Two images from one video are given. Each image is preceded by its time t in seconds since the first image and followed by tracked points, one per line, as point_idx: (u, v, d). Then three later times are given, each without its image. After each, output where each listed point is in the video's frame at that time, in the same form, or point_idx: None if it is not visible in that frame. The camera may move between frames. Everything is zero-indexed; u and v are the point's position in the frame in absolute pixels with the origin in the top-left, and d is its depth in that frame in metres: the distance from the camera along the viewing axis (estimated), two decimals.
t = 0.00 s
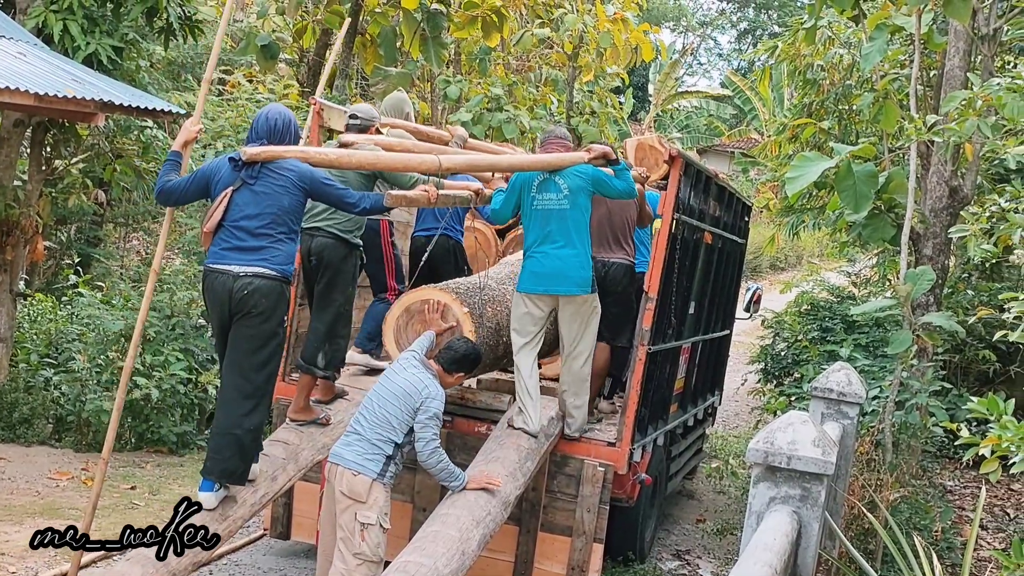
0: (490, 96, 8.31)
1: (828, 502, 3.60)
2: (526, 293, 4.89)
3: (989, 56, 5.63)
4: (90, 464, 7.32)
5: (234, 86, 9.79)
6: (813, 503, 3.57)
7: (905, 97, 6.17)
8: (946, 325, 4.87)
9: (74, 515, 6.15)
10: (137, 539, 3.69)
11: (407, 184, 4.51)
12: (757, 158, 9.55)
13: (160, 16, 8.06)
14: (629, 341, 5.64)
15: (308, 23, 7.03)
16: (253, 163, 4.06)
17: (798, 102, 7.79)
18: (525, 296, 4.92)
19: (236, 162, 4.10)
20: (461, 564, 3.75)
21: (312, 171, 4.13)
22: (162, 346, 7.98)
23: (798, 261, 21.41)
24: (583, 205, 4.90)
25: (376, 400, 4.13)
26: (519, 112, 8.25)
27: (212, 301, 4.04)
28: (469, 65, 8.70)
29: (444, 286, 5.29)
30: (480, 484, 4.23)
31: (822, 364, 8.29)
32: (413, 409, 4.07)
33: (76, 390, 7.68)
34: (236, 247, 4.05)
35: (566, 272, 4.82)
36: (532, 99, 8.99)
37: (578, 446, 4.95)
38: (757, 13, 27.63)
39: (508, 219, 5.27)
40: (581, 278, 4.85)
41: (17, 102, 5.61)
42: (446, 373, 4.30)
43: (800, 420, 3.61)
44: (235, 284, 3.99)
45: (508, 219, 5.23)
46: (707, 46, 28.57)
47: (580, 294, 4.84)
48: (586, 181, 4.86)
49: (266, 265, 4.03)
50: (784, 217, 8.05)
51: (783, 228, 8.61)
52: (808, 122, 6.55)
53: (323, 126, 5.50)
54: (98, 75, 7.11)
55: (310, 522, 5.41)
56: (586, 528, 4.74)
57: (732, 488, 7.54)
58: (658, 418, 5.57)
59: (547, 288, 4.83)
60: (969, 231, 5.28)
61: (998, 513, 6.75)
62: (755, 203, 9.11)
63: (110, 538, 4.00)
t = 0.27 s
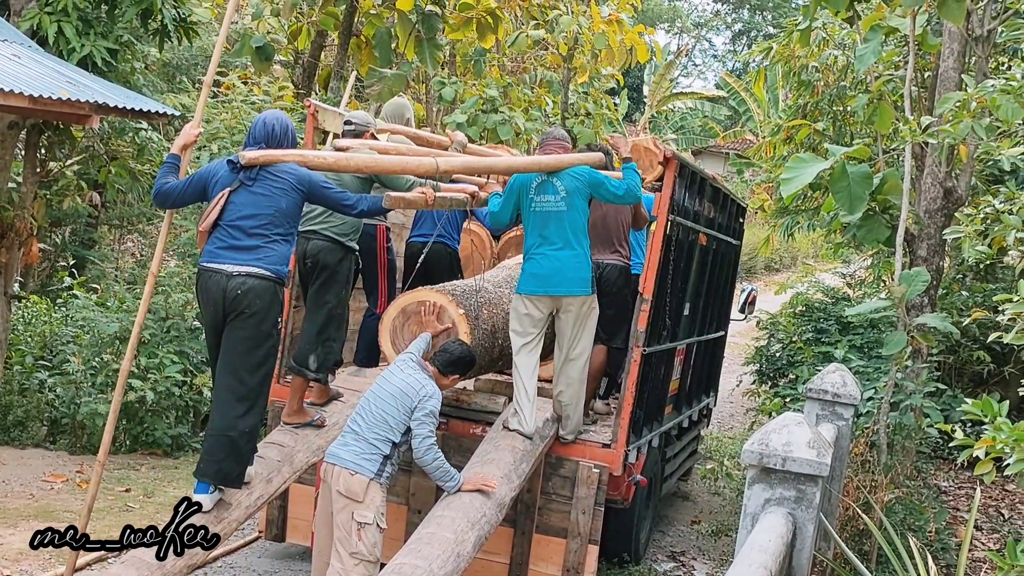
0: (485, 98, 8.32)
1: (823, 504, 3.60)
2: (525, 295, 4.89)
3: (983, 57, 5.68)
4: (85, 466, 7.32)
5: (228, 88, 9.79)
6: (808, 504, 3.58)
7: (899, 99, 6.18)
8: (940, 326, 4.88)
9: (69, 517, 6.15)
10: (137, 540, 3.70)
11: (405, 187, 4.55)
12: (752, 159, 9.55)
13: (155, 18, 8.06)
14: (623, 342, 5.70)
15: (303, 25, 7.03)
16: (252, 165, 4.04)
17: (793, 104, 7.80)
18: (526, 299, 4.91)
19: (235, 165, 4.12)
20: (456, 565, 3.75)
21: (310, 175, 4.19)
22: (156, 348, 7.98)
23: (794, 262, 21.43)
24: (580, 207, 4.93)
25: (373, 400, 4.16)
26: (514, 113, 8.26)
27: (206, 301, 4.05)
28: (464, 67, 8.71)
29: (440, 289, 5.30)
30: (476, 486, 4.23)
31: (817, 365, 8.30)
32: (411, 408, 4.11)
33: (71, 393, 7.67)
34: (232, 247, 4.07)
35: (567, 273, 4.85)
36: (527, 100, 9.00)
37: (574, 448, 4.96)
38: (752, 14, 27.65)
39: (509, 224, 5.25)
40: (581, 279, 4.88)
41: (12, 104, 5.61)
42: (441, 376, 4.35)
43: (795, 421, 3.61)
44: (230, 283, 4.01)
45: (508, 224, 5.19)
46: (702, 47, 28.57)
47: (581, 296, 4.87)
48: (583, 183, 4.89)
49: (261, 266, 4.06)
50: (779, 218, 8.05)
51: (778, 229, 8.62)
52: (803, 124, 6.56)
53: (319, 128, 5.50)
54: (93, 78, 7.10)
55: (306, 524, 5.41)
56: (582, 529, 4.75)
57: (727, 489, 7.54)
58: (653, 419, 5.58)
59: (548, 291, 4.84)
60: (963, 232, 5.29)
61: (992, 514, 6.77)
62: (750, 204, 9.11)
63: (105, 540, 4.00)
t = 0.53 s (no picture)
0: (479, 100, 8.32)
1: (818, 505, 3.60)
2: (523, 297, 4.88)
3: (976, 57, 5.71)
4: (80, 469, 7.31)
5: (223, 90, 9.79)
6: (803, 506, 3.58)
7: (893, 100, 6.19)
8: (935, 327, 4.88)
9: (64, 519, 6.15)
10: (137, 540, 3.68)
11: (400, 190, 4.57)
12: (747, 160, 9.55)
13: (149, 20, 8.05)
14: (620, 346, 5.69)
15: (297, 27, 7.03)
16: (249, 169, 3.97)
17: (787, 105, 7.80)
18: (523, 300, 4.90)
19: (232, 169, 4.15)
20: (452, 567, 3.75)
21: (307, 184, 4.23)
22: (151, 351, 7.97)
23: (789, 264, 21.46)
24: (576, 207, 4.92)
25: (368, 401, 4.18)
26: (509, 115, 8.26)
27: (197, 301, 4.05)
28: (459, 68, 8.71)
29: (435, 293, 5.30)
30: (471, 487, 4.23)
31: (812, 366, 8.31)
32: (408, 408, 4.13)
33: (66, 395, 7.67)
34: (225, 248, 4.07)
35: (565, 275, 4.84)
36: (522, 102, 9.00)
37: (569, 449, 4.96)
38: (746, 15, 27.70)
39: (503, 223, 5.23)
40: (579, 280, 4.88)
41: (6, 107, 5.60)
42: (436, 378, 4.36)
43: (790, 422, 3.61)
44: (220, 283, 4.00)
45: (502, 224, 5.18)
46: (697, 48, 28.59)
47: (579, 296, 4.87)
48: (579, 184, 4.88)
49: (252, 266, 4.05)
50: (774, 219, 8.06)
51: (773, 231, 8.63)
52: (797, 125, 6.57)
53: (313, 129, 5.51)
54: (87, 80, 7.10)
55: (301, 526, 5.41)
56: (577, 531, 4.77)
57: (722, 490, 7.55)
58: (648, 421, 5.58)
59: (547, 292, 4.83)
60: (957, 233, 5.30)
61: (987, 514, 6.77)
62: (744, 205, 9.12)
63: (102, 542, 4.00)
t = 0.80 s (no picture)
0: (473, 101, 8.33)
1: (812, 505, 3.60)
2: (517, 305, 4.87)
3: (969, 57, 5.69)
4: (74, 471, 7.30)
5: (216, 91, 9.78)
6: (797, 505, 3.58)
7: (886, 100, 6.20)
8: (929, 327, 4.88)
9: (58, 521, 6.14)
10: (138, 540, 3.70)
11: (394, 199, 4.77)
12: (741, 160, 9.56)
13: (143, 22, 8.05)
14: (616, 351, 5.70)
15: (291, 28, 7.03)
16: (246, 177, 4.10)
17: (781, 105, 7.81)
18: (518, 309, 4.88)
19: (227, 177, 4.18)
20: (446, 567, 3.75)
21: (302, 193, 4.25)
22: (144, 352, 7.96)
23: (784, 264, 21.48)
24: (568, 215, 4.93)
25: (363, 400, 4.18)
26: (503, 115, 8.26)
27: (188, 302, 4.04)
28: (453, 69, 8.72)
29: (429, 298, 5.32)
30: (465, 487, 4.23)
31: (806, 366, 8.32)
32: (402, 407, 4.14)
33: (60, 397, 7.66)
34: (216, 249, 4.07)
35: (560, 280, 4.83)
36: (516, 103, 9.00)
37: (563, 450, 4.97)
38: (740, 16, 27.74)
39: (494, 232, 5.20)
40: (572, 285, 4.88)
41: None
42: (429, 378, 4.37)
43: (784, 422, 3.61)
44: (211, 284, 4.00)
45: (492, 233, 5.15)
46: (691, 49, 28.60)
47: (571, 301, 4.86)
48: (571, 193, 4.90)
49: (243, 267, 4.04)
50: (768, 219, 8.07)
51: (767, 231, 8.64)
52: (791, 125, 6.57)
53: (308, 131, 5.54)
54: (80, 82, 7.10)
55: (295, 527, 5.42)
56: (571, 531, 4.79)
57: (716, 490, 7.56)
58: (642, 421, 5.59)
59: (542, 300, 4.82)
60: (950, 233, 5.31)
61: (981, 514, 6.78)
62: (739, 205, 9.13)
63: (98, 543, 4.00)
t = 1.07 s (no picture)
0: (467, 101, 8.32)
1: (806, 505, 3.60)
2: (512, 324, 4.91)
3: (962, 58, 5.72)
4: (67, 473, 7.29)
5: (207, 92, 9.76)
6: (791, 506, 3.58)
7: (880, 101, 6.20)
8: (923, 327, 4.88)
9: (52, 523, 6.14)
10: (139, 540, 3.75)
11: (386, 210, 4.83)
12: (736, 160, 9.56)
13: (135, 23, 8.04)
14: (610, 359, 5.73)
15: (284, 29, 7.02)
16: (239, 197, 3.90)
17: (775, 106, 7.81)
18: (512, 327, 4.93)
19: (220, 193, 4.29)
20: (440, 569, 3.75)
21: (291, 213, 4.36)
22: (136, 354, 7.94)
23: (779, 265, 21.49)
24: (562, 236, 4.98)
25: (358, 402, 4.17)
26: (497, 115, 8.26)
27: (177, 309, 4.05)
28: (446, 69, 8.71)
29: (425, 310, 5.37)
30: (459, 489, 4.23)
31: (801, 367, 8.32)
32: (397, 409, 4.14)
33: (52, 399, 7.64)
34: (207, 255, 4.11)
35: (555, 302, 4.86)
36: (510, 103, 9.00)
37: (557, 452, 4.96)
38: (734, 15, 27.76)
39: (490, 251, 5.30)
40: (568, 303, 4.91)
41: None
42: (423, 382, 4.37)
43: (777, 422, 3.61)
44: (200, 290, 4.01)
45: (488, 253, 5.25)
46: (685, 49, 28.61)
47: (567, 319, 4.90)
48: (566, 214, 4.96)
49: (232, 274, 4.07)
50: (763, 219, 8.07)
51: (762, 232, 8.64)
52: (784, 126, 6.58)
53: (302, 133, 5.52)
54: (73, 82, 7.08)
55: (289, 530, 5.42)
56: (565, 533, 4.79)
57: (711, 492, 7.56)
58: (636, 422, 5.58)
59: (536, 318, 4.87)
60: (942, 234, 5.31)
61: (976, 514, 6.79)
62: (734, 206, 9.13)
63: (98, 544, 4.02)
